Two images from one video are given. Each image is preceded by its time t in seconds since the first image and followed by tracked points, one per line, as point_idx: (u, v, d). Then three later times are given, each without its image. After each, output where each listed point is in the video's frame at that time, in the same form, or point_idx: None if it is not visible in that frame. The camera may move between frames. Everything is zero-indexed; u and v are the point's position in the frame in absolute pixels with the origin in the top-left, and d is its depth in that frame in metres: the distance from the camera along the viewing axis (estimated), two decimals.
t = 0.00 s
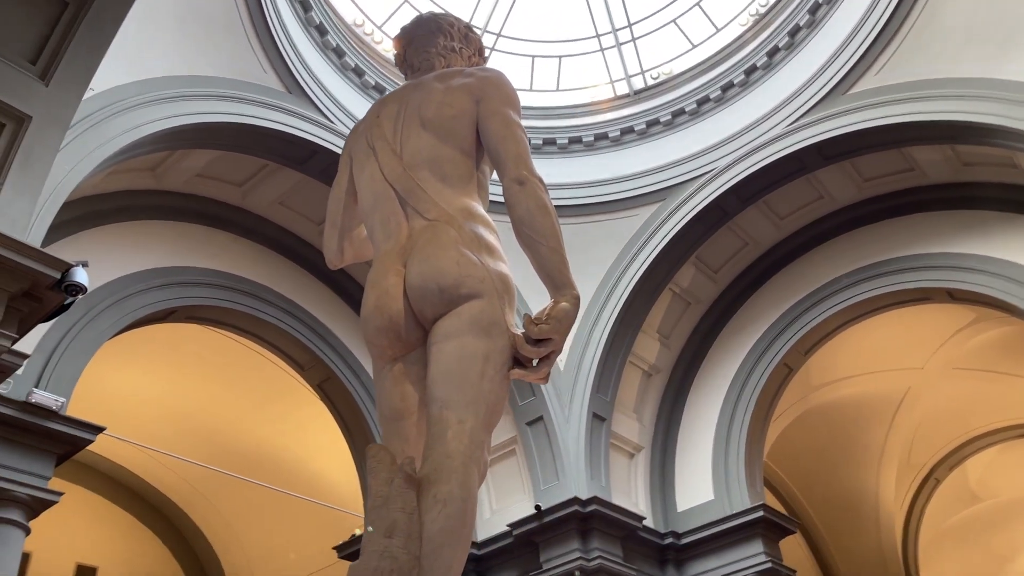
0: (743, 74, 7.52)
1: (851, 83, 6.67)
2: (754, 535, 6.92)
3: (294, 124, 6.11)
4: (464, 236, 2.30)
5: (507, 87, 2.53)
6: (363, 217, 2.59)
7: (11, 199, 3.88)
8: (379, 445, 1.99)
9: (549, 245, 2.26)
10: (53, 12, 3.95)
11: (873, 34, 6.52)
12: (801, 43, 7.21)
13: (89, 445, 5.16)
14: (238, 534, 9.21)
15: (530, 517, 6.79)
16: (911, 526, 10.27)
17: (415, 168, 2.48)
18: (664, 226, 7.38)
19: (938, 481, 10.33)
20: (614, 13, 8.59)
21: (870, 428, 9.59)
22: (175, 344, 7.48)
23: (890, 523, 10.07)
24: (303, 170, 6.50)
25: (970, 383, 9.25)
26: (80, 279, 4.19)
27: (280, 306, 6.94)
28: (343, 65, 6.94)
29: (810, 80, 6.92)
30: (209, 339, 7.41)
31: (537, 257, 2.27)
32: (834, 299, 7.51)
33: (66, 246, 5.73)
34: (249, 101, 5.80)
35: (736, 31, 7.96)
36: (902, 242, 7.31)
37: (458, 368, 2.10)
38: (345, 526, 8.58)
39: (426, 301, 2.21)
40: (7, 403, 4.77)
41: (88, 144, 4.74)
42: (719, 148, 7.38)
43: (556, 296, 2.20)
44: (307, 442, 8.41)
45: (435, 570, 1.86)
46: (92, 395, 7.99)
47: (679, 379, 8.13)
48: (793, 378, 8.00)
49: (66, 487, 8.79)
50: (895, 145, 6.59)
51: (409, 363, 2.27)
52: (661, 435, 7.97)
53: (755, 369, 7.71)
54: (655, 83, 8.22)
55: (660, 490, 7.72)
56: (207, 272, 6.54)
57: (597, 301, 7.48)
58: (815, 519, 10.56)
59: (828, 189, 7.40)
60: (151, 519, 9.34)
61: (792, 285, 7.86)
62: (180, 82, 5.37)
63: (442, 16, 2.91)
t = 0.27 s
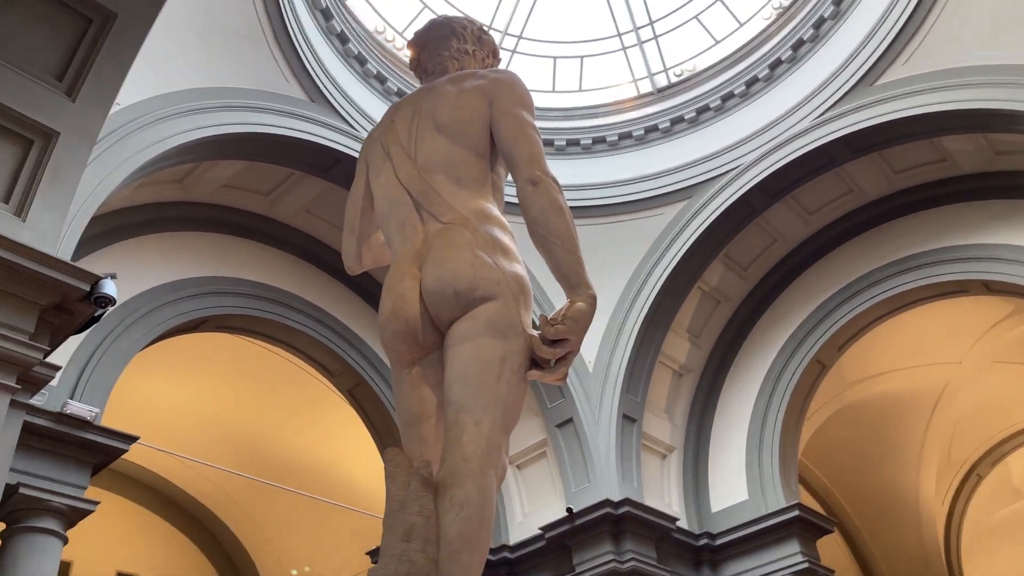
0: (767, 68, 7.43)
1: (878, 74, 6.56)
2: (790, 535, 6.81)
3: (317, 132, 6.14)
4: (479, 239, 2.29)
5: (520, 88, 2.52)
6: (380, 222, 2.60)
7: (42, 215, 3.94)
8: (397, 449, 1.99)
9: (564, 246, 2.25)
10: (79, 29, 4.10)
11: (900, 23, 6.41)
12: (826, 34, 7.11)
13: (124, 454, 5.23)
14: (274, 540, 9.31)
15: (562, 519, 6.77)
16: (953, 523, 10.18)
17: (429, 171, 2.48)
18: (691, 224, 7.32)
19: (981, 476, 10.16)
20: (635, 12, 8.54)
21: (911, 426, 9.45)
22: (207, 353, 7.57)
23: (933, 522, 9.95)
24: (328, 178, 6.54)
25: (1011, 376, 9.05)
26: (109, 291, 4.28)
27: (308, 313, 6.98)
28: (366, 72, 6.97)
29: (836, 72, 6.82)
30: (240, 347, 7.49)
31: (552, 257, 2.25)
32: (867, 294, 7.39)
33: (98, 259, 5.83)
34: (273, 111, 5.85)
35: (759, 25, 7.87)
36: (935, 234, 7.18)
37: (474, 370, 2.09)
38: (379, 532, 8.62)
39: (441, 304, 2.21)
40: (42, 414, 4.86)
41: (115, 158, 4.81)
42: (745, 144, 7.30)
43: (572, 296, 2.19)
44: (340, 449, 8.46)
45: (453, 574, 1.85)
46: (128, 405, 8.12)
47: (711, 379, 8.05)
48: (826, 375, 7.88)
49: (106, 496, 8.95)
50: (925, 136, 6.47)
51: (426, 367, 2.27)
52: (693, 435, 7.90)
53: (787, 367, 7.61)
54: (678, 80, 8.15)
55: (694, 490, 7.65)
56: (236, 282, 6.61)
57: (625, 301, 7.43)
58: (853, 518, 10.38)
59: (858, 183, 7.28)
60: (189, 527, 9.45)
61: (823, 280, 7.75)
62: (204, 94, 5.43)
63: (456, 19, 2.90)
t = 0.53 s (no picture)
0: (784, 62, 7.37)
1: (896, 64, 6.47)
2: (818, 533, 6.72)
3: (333, 137, 6.14)
4: (489, 234, 2.27)
5: (528, 83, 2.50)
6: (390, 221, 2.58)
7: (61, 224, 3.97)
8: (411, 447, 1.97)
9: (574, 239, 2.22)
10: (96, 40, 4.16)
11: (918, 13, 6.33)
12: (843, 26, 7.02)
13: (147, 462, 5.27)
14: (299, 545, 9.34)
15: (585, 521, 6.74)
16: (984, 520, 9.91)
17: (438, 169, 2.46)
18: (709, 221, 7.26)
19: (1011, 472, 9.92)
20: (649, 9, 8.49)
21: (937, 417, 9.32)
22: (229, 360, 7.61)
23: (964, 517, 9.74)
24: (344, 183, 6.55)
25: None
26: (127, 299, 4.32)
27: (328, 319, 7.00)
28: (380, 77, 6.97)
29: (854, 64, 6.73)
30: (261, 354, 7.52)
31: (563, 251, 2.23)
32: (891, 287, 7.28)
33: (119, 269, 5.88)
34: (290, 117, 5.88)
35: (774, 18, 7.80)
36: (960, 226, 7.07)
37: (485, 366, 2.07)
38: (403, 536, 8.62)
39: (452, 300, 2.19)
40: (66, 423, 4.91)
41: (132, 167, 4.85)
42: (763, 138, 7.23)
43: (583, 291, 2.16)
44: (363, 453, 8.47)
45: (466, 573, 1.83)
46: (152, 413, 8.19)
47: (733, 377, 7.98)
48: (851, 371, 7.77)
49: (131, 504, 9.01)
50: (947, 125, 6.37)
51: (439, 364, 2.25)
52: (717, 433, 7.82)
53: (811, 364, 7.52)
54: (694, 77, 8.10)
55: (719, 489, 7.58)
56: (255, 289, 6.63)
57: (645, 300, 7.39)
58: (882, 514, 10.25)
59: (879, 175, 7.18)
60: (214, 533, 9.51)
61: (845, 275, 7.65)
62: (220, 102, 5.46)
63: (463, 17, 2.89)
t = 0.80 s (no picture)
0: (800, 58, 7.29)
1: (915, 56, 6.38)
2: (847, 534, 6.60)
3: (348, 145, 6.13)
4: (498, 232, 2.24)
5: (535, 79, 2.47)
6: (400, 222, 2.56)
7: (77, 236, 3.98)
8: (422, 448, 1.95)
9: (584, 235, 2.18)
10: (108, 52, 4.24)
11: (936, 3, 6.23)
12: (860, 19, 6.93)
13: (169, 471, 5.28)
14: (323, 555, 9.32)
15: (609, 525, 6.68)
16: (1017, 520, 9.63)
17: (446, 168, 2.44)
18: (729, 220, 7.19)
19: None
20: (662, 9, 8.44)
21: (965, 414, 9.19)
22: (250, 369, 7.64)
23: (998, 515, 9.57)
24: (361, 190, 6.55)
25: None
26: (145, 308, 4.33)
27: (348, 325, 7.00)
28: (394, 83, 6.97)
29: (872, 58, 6.64)
30: (282, 363, 7.54)
31: (573, 247, 2.19)
32: (916, 282, 7.16)
33: (139, 280, 5.92)
34: (306, 125, 5.89)
35: (790, 14, 7.72)
36: (985, 219, 6.95)
37: (496, 365, 2.03)
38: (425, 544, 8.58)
39: (461, 299, 2.16)
40: (88, 434, 4.91)
41: (149, 178, 4.88)
42: (781, 135, 7.15)
43: (595, 287, 2.12)
44: (385, 460, 8.46)
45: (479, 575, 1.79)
46: (176, 423, 8.25)
47: (757, 377, 7.88)
48: (877, 369, 7.65)
49: (155, 513, 9.08)
50: (969, 117, 6.26)
51: (450, 365, 2.22)
52: (741, 434, 7.73)
53: (836, 362, 7.41)
54: (710, 75, 8.03)
55: (745, 491, 7.49)
56: (274, 297, 6.65)
57: (665, 302, 7.33)
58: (912, 513, 10.08)
59: (900, 169, 7.08)
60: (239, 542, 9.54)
61: (869, 271, 7.54)
62: (235, 112, 5.49)
63: (470, 16, 2.86)
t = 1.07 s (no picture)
0: (814, 53, 7.20)
1: (931, 48, 6.30)
2: (873, 535, 6.49)
3: (359, 151, 6.11)
4: (505, 232, 2.20)
5: (540, 77, 2.44)
6: (407, 225, 2.53)
7: (90, 246, 4.00)
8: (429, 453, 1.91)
9: (592, 232, 2.14)
10: (118, 63, 4.29)
11: None
12: (874, 12, 6.84)
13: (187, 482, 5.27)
14: (343, 563, 9.30)
15: (630, 529, 6.62)
16: None
17: (452, 169, 2.40)
18: (745, 218, 7.12)
19: None
20: (673, 7, 8.37)
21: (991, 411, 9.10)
22: (267, 378, 7.65)
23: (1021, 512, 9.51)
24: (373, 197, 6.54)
25: None
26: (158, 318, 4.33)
27: (363, 332, 6.99)
28: (405, 89, 6.94)
29: (887, 50, 6.55)
30: (298, 371, 7.55)
31: (581, 246, 2.14)
32: (938, 277, 7.05)
33: (154, 291, 5.93)
34: (318, 133, 5.89)
35: (802, 9, 7.63)
36: (1007, 212, 6.84)
37: (505, 368, 1.99)
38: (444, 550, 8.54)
39: (468, 301, 2.12)
40: (106, 446, 4.94)
41: (160, 189, 4.88)
42: (796, 131, 7.07)
43: (604, 285, 2.07)
44: (403, 467, 8.43)
45: None
46: (194, 432, 8.28)
47: (778, 376, 7.80)
48: (899, 366, 7.53)
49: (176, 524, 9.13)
50: (988, 108, 6.16)
51: (458, 368, 2.18)
52: (763, 435, 7.64)
53: (857, 360, 7.30)
54: (723, 73, 7.96)
55: (768, 493, 7.39)
56: (290, 305, 6.65)
57: (682, 302, 7.27)
58: (938, 511, 9.93)
59: (919, 162, 6.98)
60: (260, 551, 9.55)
61: (889, 267, 7.44)
62: (246, 121, 5.49)
63: (474, 15, 2.83)
